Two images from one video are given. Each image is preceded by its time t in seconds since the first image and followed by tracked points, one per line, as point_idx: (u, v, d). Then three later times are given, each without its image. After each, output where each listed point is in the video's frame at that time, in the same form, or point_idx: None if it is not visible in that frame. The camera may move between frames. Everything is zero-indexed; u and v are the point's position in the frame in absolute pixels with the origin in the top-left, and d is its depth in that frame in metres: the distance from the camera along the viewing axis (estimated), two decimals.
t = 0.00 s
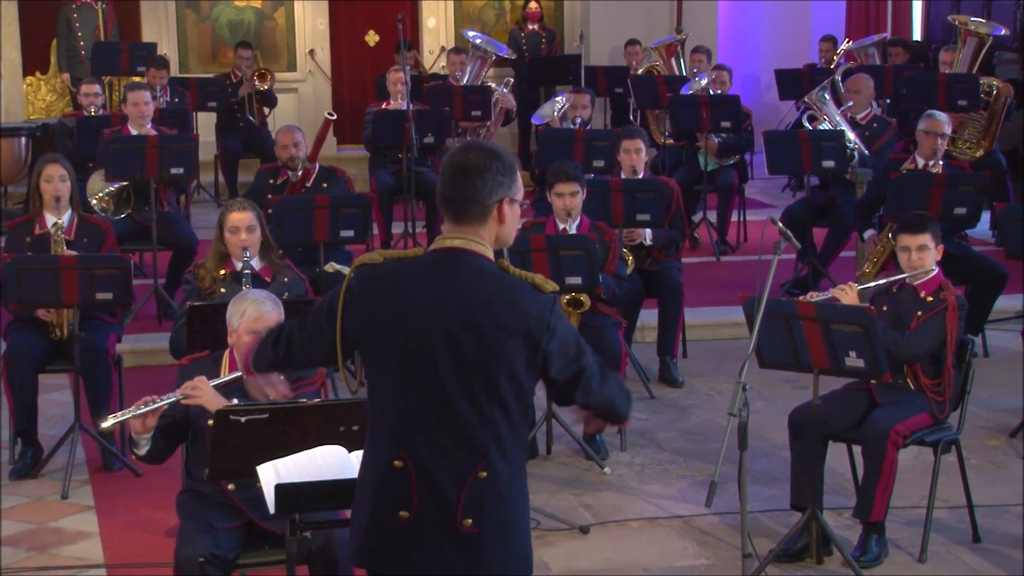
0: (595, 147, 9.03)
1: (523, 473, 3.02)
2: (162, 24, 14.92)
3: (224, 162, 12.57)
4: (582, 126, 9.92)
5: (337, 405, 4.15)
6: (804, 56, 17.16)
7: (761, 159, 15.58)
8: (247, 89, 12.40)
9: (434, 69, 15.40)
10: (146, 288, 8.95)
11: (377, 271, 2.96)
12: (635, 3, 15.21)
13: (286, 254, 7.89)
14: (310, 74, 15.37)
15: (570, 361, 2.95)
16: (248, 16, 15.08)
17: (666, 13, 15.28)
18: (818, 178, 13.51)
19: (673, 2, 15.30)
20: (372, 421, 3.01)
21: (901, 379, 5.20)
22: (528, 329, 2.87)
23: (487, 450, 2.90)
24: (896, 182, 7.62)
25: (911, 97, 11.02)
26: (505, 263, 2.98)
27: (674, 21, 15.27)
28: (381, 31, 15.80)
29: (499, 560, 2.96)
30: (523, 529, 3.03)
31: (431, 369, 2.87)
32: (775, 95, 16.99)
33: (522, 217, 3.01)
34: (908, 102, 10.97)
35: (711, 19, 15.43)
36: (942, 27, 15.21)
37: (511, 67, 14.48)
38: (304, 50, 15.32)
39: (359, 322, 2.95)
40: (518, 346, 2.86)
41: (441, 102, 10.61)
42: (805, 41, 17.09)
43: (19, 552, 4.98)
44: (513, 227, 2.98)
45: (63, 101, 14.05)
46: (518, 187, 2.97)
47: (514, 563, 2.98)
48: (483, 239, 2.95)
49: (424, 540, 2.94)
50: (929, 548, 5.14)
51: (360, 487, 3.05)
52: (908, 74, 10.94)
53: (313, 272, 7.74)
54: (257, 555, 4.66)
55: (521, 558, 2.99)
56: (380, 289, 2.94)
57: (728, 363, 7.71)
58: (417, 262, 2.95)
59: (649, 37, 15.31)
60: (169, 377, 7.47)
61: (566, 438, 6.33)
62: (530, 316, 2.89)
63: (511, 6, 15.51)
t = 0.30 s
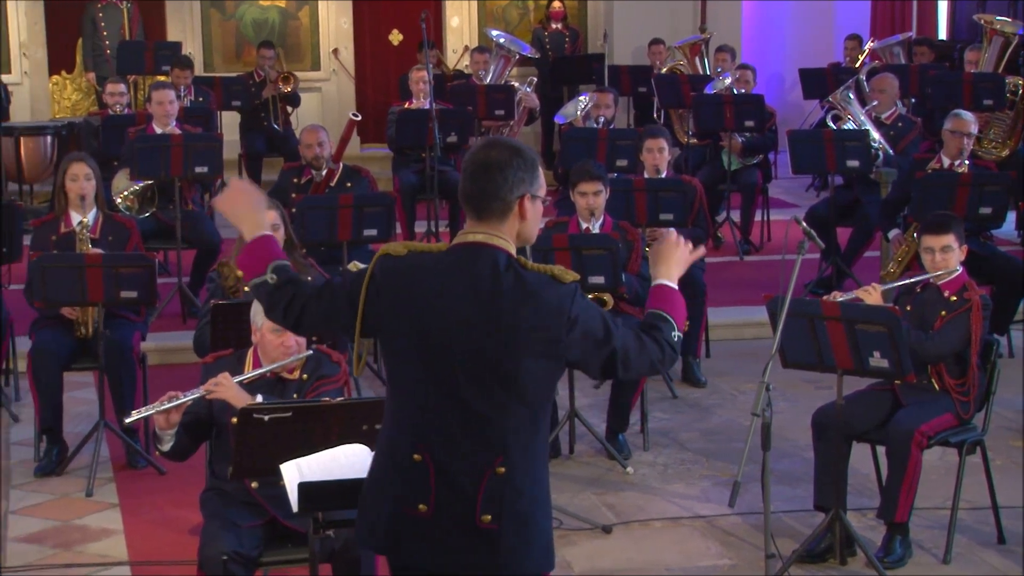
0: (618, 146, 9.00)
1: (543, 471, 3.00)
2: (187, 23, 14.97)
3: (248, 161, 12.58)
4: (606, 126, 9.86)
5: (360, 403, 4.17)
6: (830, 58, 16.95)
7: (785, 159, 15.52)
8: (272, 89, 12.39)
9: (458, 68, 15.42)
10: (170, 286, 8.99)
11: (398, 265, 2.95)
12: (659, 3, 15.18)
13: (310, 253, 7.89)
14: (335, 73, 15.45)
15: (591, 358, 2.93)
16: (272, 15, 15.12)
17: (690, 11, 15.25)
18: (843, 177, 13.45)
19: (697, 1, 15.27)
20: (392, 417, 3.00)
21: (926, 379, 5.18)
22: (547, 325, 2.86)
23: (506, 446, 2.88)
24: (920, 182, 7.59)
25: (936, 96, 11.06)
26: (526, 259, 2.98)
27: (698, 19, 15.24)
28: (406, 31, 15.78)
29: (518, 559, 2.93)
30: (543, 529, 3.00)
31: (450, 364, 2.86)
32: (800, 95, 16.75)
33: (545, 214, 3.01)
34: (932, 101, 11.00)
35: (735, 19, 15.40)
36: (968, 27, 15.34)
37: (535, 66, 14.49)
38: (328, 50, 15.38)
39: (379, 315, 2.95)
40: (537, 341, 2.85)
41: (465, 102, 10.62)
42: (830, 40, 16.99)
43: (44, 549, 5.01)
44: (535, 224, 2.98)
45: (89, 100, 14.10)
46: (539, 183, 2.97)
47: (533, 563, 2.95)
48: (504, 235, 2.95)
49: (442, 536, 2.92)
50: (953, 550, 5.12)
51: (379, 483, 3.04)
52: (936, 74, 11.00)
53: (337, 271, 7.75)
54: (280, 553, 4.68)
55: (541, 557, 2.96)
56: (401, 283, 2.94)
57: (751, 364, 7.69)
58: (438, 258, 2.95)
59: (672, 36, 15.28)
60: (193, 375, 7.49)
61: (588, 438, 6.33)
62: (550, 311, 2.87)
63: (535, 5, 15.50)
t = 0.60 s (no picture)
0: (640, 146, 9.00)
1: (565, 474, 3.00)
2: (210, 21, 14.99)
3: (270, 160, 12.57)
4: (626, 125, 9.87)
5: (383, 403, 4.14)
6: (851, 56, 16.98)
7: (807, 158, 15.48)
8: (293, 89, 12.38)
9: (480, 67, 15.43)
10: (192, 284, 9.01)
11: (416, 271, 2.97)
12: (681, 3, 15.17)
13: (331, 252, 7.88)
14: (356, 73, 15.48)
15: (611, 359, 2.94)
16: (294, 14, 15.14)
17: (712, 11, 15.22)
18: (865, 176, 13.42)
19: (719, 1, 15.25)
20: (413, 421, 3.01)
21: (948, 380, 5.16)
22: (567, 328, 2.87)
23: (527, 449, 2.89)
24: (942, 182, 7.57)
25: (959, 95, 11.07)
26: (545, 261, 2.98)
27: (720, 19, 15.22)
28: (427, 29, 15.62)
29: (540, 561, 2.94)
30: (567, 531, 3.00)
31: (469, 368, 2.87)
32: (822, 94, 16.73)
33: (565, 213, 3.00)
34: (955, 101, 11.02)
35: (757, 19, 15.38)
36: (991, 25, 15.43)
37: (557, 66, 14.49)
38: (350, 49, 15.41)
39: (400, 320, 2.97)
40: (556, 344, 2.86)
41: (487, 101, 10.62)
42: (853, 40, 16.89)
43: (67, 547, 5.03)
44: (555, 223, 2.97)
45: (112, 99, 14.31)
46: (558, 185, 2.96)
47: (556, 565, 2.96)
48: (523, 238, 2.95)
49: (465, 540, 2.93)
50: (975, 551, 5.11)
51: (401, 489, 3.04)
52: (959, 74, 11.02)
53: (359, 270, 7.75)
54: (302, 550, 4.69)
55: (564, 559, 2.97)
56: (420, 288, 2.95)
57: (772, 364, 7.67)
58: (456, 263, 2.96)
59: (693, 35, 15.24)
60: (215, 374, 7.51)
61: (609, 437, 6.33)
62: (570, 315, 2.88)
63: (556, 5, 15.51)
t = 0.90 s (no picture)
0: (662, 145, 9.02)
1: (587, 470, 3.01)
2: (233, 20, 15.02)
3: (292, 158, 12.57)
4: (648, 124, 9.91)
5: (402, 403, 4.16)
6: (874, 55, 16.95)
7: (829, 158, 15.44)
8: (315, 87, 12.39)
9: (502, 67, 15.43)
10: (214, 284, 9.02)
11: (439, 266, 2.98)
12: (703, 3, 15.17)
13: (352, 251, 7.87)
14: (378, 72, 15.44)
15: (633, 355, 2.93)
16: (316, 14, 15.16)
17: (735, 11, 15.20)
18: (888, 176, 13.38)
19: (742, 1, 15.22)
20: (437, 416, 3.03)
21: (971, 381, 5.15)
22: (587, 327, 2.86)
23: (547, 448, 2.90)
24: (965, 182, 7.56)
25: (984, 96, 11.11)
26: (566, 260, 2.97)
27: (743, 19, 15.19)
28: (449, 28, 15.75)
29: (561, 558, 2.95)
30: (588, 528, 3.01)
31: (490, 367, 2.87)
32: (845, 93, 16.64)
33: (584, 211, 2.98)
34: (979, 100, 11.05)
35: (780, 18, 15.34)
36: (1016, 26, 15.47)
37: (578, 65, 14.49)
38: (372, 48, 15.42)
39: (424, 314, 2.99)
40: (575, 344, 2.85)
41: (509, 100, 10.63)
42: (875, 39, 16.81)
43: (89, 545, 5.05)
44: (574, 223, 2.97)
45: (135, 99, 14.39)
46: (578, 183, 2.95)
47: (577, 562, 2.98)
48: (543, 236, 2.94)
49: (486, 535, 2.96)
50: (999, 552, 5.09)
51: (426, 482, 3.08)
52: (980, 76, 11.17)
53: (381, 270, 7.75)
54: (325, 549, 4.69)
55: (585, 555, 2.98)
56: (444, 283, 2.96)
57: (794, 364, 7.66)
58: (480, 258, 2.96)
59: (716, 35, 15.21)
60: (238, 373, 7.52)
61: (630, 437, 6.32)
62: (590, 312, 2.88)
63: (579, 4, 15.49)
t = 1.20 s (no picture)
0: (680, 145, 9.01)
1: (603, 461, 3.02)
2: (251, 20, 15.05)
3: (309, 158, 12.58)
4: (665, 124, 9.90)
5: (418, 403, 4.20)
6: (892, 55, 16.89)
7: (847, 159, 15.40)
8: (332, 85, 12.39)
9: (519, 67, 15.43)
10: (231, 283, 9.04)
11: (456, 258, 2.97)
12: (720, 4, 15.15)
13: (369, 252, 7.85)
14: (395, 72, 15.51)
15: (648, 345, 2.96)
16: (334, 13, 15.17)
17: (753, 12, 15.18)
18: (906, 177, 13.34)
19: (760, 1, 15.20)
20: (453, 408, 3.02)
21: (989, 382, 5.13)
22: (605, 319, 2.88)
23: (565, 438, 2.91)
24: (984, 182, 7.55)
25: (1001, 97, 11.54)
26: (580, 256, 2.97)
27: (761, 20, 15.17)
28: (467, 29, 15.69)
29: (578, 548, 2.96)
30: (604, 519, 3.02)
31: (509, 359, 2.87)
32: (863, 93, 16.59)
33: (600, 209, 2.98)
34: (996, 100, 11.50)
35: (799, 18, 15.30)
36: None
37: (596, 65, 14.48)
38: (389, 48, 15.44)
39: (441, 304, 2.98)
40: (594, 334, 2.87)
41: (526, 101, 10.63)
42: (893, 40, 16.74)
43: (107, 544, 5.06)
44: (589, 222, 2.97)
45: (153, 98, 14.50)
46: (592, 181, 2.95)
47: (594, 551, 2.99)
48: (559, 234, 2.93)
49: (505, 526, 2.95)
50: (1017, 554, 5.08)
51: (441, 474, 3.07)
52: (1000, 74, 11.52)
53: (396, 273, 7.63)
54: (342, 549, 4.70)
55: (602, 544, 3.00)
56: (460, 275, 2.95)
57: (812, 364, 7.65)
58: (496, 251, 2.96)
59: (734, 34, 15.18)
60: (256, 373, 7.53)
61: (647, 438, 6.31)
62: (608, 303, 2.89)
63: (596, 4, 15.48)
